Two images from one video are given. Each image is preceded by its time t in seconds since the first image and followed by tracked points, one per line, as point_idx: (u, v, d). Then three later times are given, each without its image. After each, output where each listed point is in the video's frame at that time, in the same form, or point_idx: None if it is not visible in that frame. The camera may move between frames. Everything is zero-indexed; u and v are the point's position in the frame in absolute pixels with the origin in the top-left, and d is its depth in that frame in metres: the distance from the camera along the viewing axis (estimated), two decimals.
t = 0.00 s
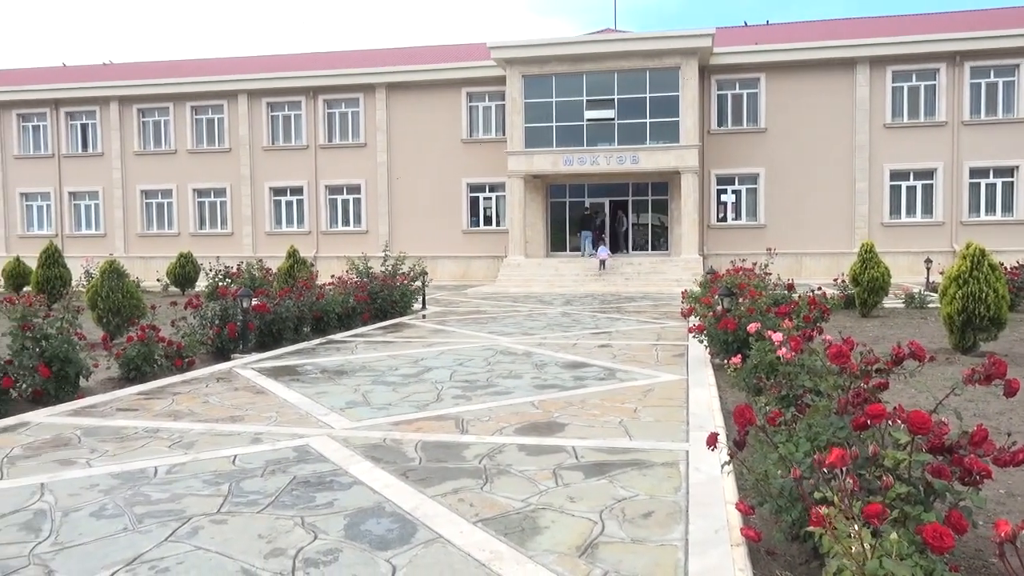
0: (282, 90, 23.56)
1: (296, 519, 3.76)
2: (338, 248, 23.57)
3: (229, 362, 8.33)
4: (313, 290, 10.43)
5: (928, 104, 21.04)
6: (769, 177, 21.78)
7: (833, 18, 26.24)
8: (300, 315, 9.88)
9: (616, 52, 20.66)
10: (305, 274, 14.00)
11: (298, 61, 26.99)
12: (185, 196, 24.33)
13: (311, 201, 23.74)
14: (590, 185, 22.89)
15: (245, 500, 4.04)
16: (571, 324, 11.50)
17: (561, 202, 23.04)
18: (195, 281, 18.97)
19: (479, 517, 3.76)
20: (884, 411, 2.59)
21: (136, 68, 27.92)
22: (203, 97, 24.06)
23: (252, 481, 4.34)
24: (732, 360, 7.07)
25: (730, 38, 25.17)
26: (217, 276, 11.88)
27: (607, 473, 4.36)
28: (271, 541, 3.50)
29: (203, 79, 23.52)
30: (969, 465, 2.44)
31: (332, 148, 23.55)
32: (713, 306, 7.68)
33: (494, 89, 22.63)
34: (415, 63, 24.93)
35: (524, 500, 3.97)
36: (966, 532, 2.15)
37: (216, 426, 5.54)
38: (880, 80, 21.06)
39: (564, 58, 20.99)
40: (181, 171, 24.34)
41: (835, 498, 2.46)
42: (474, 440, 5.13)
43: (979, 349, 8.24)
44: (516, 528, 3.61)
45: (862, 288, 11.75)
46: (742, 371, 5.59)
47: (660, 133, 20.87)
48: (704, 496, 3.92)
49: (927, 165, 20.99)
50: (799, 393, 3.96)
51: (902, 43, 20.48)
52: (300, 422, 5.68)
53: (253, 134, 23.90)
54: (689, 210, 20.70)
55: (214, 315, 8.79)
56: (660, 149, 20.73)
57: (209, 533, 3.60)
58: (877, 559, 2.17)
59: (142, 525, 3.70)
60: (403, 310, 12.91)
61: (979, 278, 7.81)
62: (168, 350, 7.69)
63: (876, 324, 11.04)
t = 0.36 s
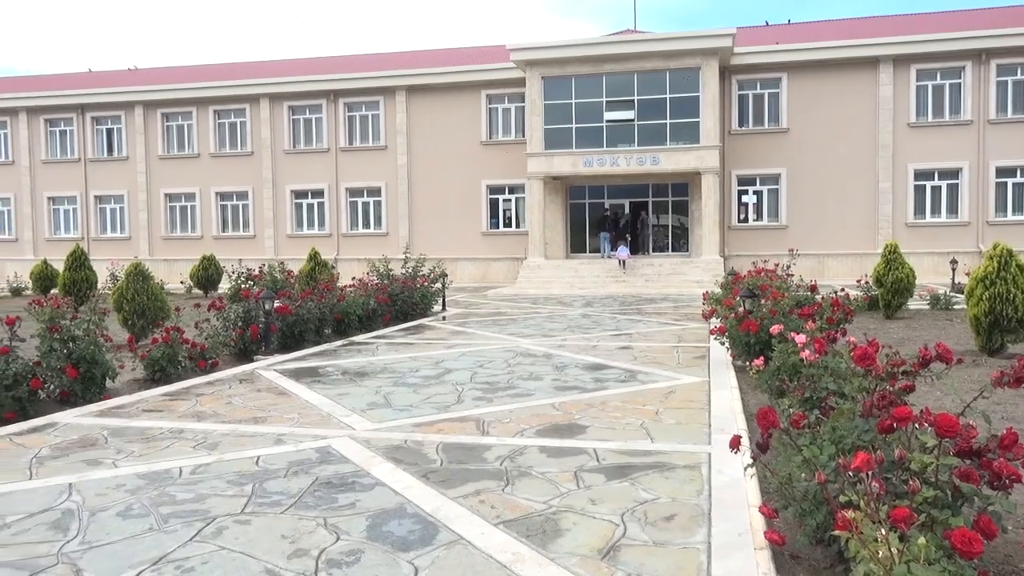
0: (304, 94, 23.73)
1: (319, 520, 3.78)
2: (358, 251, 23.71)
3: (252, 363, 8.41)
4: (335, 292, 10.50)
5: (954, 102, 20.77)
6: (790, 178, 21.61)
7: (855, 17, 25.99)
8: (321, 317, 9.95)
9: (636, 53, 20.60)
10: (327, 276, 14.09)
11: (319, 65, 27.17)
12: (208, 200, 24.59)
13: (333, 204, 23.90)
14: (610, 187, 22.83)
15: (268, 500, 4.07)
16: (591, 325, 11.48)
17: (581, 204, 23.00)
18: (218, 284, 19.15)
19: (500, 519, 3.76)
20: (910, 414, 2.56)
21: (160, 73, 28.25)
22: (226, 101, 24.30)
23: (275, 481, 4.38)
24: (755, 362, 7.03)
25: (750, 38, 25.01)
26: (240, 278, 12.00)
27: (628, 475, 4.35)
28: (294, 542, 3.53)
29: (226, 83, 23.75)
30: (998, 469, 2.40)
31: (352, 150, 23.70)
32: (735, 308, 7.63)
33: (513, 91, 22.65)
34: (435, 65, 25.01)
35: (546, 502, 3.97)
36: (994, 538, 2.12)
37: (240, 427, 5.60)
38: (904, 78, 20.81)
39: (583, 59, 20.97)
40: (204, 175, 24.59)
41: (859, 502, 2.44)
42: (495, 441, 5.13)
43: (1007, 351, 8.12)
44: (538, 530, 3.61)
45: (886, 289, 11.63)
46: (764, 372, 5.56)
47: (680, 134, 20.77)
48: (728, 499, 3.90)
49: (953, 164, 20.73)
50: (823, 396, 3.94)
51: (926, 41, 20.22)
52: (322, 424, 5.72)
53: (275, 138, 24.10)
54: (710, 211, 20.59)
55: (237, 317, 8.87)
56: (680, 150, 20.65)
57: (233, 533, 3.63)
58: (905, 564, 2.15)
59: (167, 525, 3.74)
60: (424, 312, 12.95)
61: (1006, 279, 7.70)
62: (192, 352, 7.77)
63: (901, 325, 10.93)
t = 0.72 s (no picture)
0: (322, 95, 23.85)
1: (337, 520, 3.80)
2: (376, 251, 23.80)
3: (271, 363, 8.46)
4: (352, 293, 10.54)
5: (976, 102, 20.53)
6: (810, 179, 21.45)
7: (875, 16, 25.77)
8: (339, 317, 10.00)
9: (654, 54, 20.53)
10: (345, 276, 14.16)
11: (337, 66, 27.30)
12: (227, 201, 24.78)
13: (350, 205, 24.01)
14: (627, 188, 22.76)
15: (287, 499, 4.10)
16: (608, 326, 11.44)
17: (598, 205, 22.96)
18: (238, 284, 19.30)
19: (518, 520, 3.75)
20: (932, 417, 2.53)
21: (181, 76, 28.52)
22: (246, 103, 24.49)
23: (294, 481, 4.40)
24: (774, 364, 6.98)
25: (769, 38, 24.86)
26: (259, 278, 12.08)
27: (646, 477, 4.34)
28: (313, 541, 3.55)
29: (245, 85, 23.92)
30: None
31: (370, 151, 23.80)
32: (754, 309, 7.58)
33: (531, 92, 22.65)
34: (453, 67, 25.06)
35: (563, 503, 3.97)
36: (1020, 543, 2.09)
37: (259, 427, 5.64)
38: (926, 78, 20.60)
39: (601, 60, 20.93)
40: (223, 176, 24.78)
41: (882, 504, 2.41)
42: (512, 442, 5.14)
43: None
44: (555, 532, 3.60)
45: (907, 291, 11.51)
46: (783, 374, 5.52)
47: (698, 134, 20.69)
48: (746, 501, 3.88)
49: (975, 165, 20.50)
50: (843, 399, 3.91)
51: (948, 41, 20.00)
52: (340, 423, 5.75)
53: (294, 139, 24.24)
54: (728, 211, 20.48)
55: (256, 317, 8.92)
56: (698, 151, 20.56)
57: (252, 532, 3.66)
58: (929, 568, 2.13)
59: (187, 524, 3.78)
60: (441, 312, 12.98)
61: None
62: (212, 351, 7.83)
63: (922, 328, 10.83)
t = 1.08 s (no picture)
0: (340, 95, 23.96)
1: (355, 517, 3.82)
2: (393, 250, 23.87)
3: (289, 361, 8.52)
4: (369, 291, 10.59)
5: (999, 100, 20.28)
6: (829, 178, 21.28)
7: (895, 13, 25.53)
8: (357, 315, 10.06)
9: (672, 52, 20.45)
10: (362, 274, 14.23)
11: (354, 65, 27.42)
12: (246, 199, 24.96)
13: (368, 203, 24.10)
14: (644, 186, 22.68)
15: (305, 496, 4.12)
16: (625, 326, 11.42)
17: (615, 203, 22.89)
18: (256, 282, 19.43)
19: (535, 519, 3.76)
20: (955, 419, 2.50)
21: (200, 75, 28.74)
22: (264, 102, 24.64)
23: (312, 478, 4.43)
24: (792, 364, 6.94)
25: (788, 36, 24.68)
26: (277, 276, 12.17)
27: (663, 477, 4.33)
28: (331, 538, 3.57)
29: (264, 84, 24.07)
30: None
31: (387, 150, 23.88)
32: (773, 308, 7.53)
33: (547, 90, 22.63)
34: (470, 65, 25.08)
35: (580, 502, 3.97)
36: None
37: (277, 423, 5.68)
38: (947, 76, 20.37)
39: (618, 58, 20.88)
40: (242, 175, 24.97)
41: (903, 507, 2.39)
42: (529, 441, 5.14)
43: None
44: (572, 531, 3.60)
45: (927, 291, 11.39)
46: (802, 375, 5.48)
47: (715, 133, 20.59)
48: (764, 502, 3.86)
49: (998, 164, 20.26)
50: (863, 400, 3.88)
51: (971, 38, 19.77)
52: (357, 421, 5.78)
53: (312, 138, 24.36)
54: (746, 210, 20.37)
55: (274, 315, 8.98)
56: (716, 150, 20.45)
57: (271, 529, 3.68)
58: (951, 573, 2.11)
59: (206, 519, 3.81)
60: (457, 310, 13.01)
61: None
62: (231, 349, 7.89)
63: (942, 328, 10.72)
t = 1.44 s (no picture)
0: (358, 93, 24.05)
1: (374, 514, 3.84)
2: (410, 248, 23.94)
3: (308, 359, 8.57)
4: (387, 289, 10.63)
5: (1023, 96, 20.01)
6: (849, 175, 21.09)
7: (917, 9, 25.26)
8: (375, 313, 10.10)
9: (690, 50, 20.35)
10: (380, 272, 14.28)
11: (370, 64, 27.50)
12: (265, 198, 25.12)
13: (385, 202, 24.19)
14: (662, 185, 22.58)
15: (324, 493, 4.15)
16: (642, 324, 11.39)
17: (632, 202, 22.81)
18: (275, 280, 19.56)
19: (553, 517, 3.76)
20: (980, 420, 2.47)
21: (219, 75, 28.95)
22: (283, 101, 24.77)
23: (331, 475, 4.45)
24: (812, 364, 6.88)
25: (808, 32, 24.49)
26: (296, 275, 12.24)
27: (682, 477, 4.31)
28: (350, 535, 3.58)
29: (283, 83, 24.20)
30: None
31: (404, 149, 23.95)
32: (792, 307, 7.47)
33: (564, 88, 22.59)
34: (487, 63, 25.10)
35: (599, 501, 3.96)
36: None
37: (297, 421, 5.72)
38: (970, 72, 20.12)
39: (636, 56, 20.80)
40: (260, 173, 25.13)
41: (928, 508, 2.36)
42: (547, 439, 5.14)
43: None
44: (590, 530, 3.60)
45: (949, 289, 11.25)
46: (823, 374, 5.43)
47: (734, 130, 20.47)
48: (785, 502, 3.83)
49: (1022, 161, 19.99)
50: (884, 400, 3.84)
51: (994, 34, 19.51)
52: (376, 419, 5.81)
53: (330, 137, 24.47)
54: (765, 208, 20.24)
55: (293, 313, 9.03)
56: (734, 147, 20.33)
57: (291, 525, 3.71)
58: None
59: (227, 516, 3.84)
60: (475, 309, 13.03)
61: None
62: (250, 346, 7.95)
63: (965, 328, 10.59)
